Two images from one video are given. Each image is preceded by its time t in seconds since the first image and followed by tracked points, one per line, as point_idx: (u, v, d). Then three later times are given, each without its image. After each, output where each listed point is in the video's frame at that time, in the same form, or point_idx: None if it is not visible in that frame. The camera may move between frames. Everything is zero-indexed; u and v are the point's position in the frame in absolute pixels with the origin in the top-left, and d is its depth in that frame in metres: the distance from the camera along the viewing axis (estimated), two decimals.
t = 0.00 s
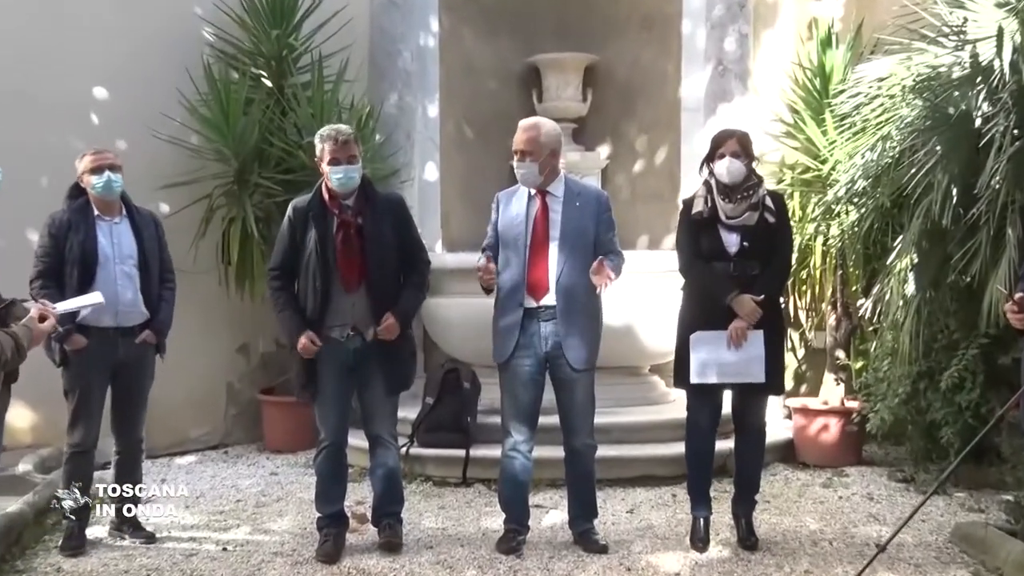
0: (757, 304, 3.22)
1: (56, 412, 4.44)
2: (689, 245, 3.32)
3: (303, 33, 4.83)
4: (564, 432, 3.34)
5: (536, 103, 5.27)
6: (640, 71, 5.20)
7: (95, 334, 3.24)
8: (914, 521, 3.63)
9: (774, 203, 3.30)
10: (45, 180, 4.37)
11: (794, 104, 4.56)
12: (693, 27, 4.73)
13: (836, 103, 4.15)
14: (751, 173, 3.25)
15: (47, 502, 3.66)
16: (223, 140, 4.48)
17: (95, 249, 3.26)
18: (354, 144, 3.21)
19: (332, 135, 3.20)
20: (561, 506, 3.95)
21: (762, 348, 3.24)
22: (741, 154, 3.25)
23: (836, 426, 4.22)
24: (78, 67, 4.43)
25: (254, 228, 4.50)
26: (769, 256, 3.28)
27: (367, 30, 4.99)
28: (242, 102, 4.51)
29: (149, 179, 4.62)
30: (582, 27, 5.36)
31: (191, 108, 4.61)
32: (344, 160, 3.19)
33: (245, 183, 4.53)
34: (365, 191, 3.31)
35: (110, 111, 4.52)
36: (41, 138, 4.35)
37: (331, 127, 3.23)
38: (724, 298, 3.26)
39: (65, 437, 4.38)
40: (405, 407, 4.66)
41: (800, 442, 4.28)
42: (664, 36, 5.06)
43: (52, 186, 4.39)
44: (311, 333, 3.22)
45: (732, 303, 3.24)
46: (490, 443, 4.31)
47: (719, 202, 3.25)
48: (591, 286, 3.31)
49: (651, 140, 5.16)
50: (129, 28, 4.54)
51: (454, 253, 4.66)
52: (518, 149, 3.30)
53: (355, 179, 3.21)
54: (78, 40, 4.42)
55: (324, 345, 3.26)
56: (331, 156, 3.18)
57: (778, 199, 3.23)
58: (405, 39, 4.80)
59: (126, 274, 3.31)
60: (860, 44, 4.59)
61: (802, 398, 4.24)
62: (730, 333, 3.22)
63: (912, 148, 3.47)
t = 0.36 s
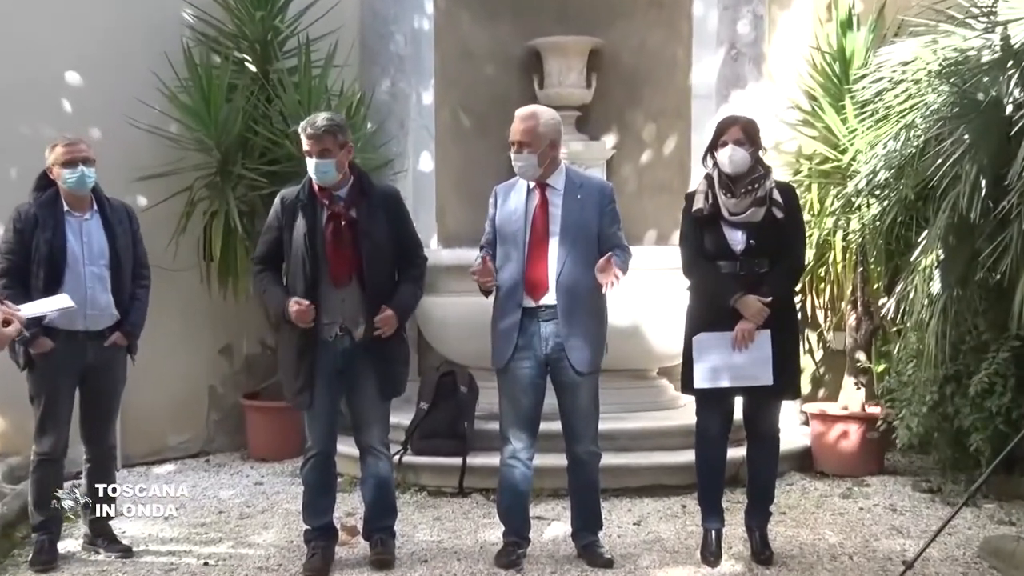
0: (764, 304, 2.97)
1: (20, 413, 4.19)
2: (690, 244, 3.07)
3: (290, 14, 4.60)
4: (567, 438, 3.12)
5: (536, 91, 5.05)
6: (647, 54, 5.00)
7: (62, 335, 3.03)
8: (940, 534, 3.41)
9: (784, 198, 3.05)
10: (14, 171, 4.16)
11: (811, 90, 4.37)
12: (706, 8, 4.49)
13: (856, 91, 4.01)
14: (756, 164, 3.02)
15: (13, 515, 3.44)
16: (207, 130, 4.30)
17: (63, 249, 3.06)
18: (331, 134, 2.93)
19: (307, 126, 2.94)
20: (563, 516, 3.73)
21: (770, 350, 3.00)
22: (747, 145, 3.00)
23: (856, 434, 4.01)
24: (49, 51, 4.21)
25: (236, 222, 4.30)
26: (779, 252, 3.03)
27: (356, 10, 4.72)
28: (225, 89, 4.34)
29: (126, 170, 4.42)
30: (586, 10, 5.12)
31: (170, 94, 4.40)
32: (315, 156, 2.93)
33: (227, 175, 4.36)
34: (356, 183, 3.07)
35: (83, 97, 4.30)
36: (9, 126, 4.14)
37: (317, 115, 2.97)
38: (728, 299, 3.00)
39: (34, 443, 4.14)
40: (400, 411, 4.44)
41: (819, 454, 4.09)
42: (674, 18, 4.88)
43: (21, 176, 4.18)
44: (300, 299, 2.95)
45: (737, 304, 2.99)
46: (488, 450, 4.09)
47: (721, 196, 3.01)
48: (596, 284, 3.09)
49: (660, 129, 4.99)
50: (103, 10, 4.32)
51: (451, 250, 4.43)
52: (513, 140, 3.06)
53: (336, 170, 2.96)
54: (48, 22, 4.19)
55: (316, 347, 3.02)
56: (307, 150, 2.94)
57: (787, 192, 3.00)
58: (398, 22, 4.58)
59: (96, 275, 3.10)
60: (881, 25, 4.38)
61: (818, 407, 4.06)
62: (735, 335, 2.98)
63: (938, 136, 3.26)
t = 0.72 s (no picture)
0: (763, 302, 2.92)
1: (13, 412, 4.14)
2: (688, 240, 3.02)
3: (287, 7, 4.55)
4: (567, 437, 3.07)
5: (536, 85, 4.99)
6: (649, 47, 4.94)
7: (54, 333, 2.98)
8: (945, 535, 3.36)
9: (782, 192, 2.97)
10: (5, 167, 4.09)
11: (816, 84, 4.32)
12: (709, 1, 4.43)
13: (862, 84, 3.93)
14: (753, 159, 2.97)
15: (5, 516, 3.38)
16: (202, 126, 4.25)
17: (57, 245, 3.00)
18: (339, 142, 2.88)
19: (314, 136, 2.86)
20: (563, 516, 3.68)
21: (770, 347, 2.94)
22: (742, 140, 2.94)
23: (859, 433, 3.97)
24: (40, 45, 4.15)
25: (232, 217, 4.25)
26: (779, 248, 2.98)
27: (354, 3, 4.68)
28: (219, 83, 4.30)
29: (120, 166, 4.37)
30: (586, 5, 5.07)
31: (164, 89, 4.36)
32: (329, 166, 2.89)
33: (222, 171, 4.32)
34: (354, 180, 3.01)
35: (75, 92, 4.24)
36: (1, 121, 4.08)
37: (321, 121, 2.88)
38: (727, 296, 2.95)
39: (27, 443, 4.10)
40: (399, 410, 4.40)
41: (822, 453, 4.05)
42: (676, 11, 4.84)
43: (12, 172, 4.11)
44: (288, 266, 2.90)
45: (736, 302, 2.93)
46: (487, 450, 4.04)
47: (719, 193, 2.95)
48: (595, 283, 3.04)
49: (660, 124, 4.92)
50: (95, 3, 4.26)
51: (450, 247, 4.38)
52: (512, 137, 2.99)
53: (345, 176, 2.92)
54: (39, 15, 4.13)
55: (309, 346, 2.98)
56: (316, 159, 2.88)
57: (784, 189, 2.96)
58: (395, 15, 4.52)
59: (91, 272, 3.05)
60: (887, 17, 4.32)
61: (823, 406, 4.01)
62: (734, 333, 2.93)
63: (943, 131, 3.21)
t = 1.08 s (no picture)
0: (760, 299, 2.92)
1: (12, 412, 4.14)
2: (687, 238, 3.01)
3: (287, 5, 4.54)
4: (566, 436, 3.07)
5: (536, 84, 4.99)
6: (649, 45, 4.94)
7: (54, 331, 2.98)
8: (945, 533, 3.36)
9: (780, 191, 2.98)
10: (3, 165, 4.09)
11: (816, 82, 4.32)
12: None
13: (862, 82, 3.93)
14: (751, 158, 2.97)
15: (5, 515, 3.38)
16: (201, 124, 4.25)
17: (56, 243, 3.00)
18: (360, 161, 2.88)
19: (338, 157, 2.84)
20: (563, 515, 3.68)
21: (767, 344, 2.94)
22: (736, 140, 2.92)
23: (859, 431, 3.97)
24: (38, 43, 4.14)
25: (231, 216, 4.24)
26: (776, 246, 2.98)
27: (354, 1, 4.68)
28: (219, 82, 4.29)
29: (118, 164, 4.36)
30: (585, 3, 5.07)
31: (163, 88, 4.35)
32: (348, 185, 2.89)
33: (221, 169, 4.32)
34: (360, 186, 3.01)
35: (74, 90, 4.24)
36: None
37: (340, 137, 2.86)
38: (724, 294, 2.95)
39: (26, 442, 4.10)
40: (398, 409, 4.39)
41: (822, 450, 4.04)
42: (676, 9, 4.83)
43: (10, 171, 4.10)
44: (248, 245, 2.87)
45: (733, 300, 2.94)
46: (487, 448, 4.04)
47: (716, 191, 2.95)
48: (594, 282, 3.04)
49: (660, 123, 4.92)
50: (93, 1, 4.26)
51: (449, 246, 4.37)
52: (511, 136, 2.99)
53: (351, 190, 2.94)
54: (37, 14, 4.12)
55: (306, 346, 2.96)
56: (333, 174, 2.87)
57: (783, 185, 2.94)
58: (395, 13, 4.52)
59: (90, 268, 3.05)
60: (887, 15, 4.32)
61: (823, 404, 4.01)
62: (731, 331, 2.93)
63: (943, 129, 3.22)
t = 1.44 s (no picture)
0: (759, 297, 2.92)
1: (10, 410, 4.14)
2: (685, 236, 3.01)
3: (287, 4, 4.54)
4: (566, 434, 3.07)
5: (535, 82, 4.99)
6: (648, 43, 4.94)
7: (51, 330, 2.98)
8: (943, 531, 3.36)
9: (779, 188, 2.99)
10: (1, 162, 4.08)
11: (815, 80, 4.32)
12: None
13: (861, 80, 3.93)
14: (749, 156, 2.97)
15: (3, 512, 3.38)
16: (200, 122, 4.25)
17: (53, 241, 3.00)
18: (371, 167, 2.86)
19: (352, 164, 2.81)
20: (562, 513, 3.68)
21: (767, 342, 2.94)
22: (734, 138, 2.92)
23: (858, 430, 3.98)
24: (36, 39, 4.14)
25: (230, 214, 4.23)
26: (775, 244, 2.98)
27: None
28: (218, 79, 4.29)
29: (117, 162, 4.36)
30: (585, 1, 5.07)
31: (162, 85, 4.35)
32: (356, 190, 2.88)
33: (220, 167, 4.31)
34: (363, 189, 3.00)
35: (73, 87, 4.24)
36: None
37: (353, 142, 2.82)
38: (722, 292, 2.95)
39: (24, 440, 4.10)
40: (397, 407, 4.39)
41: (820, 448, 4.05)
42: (675, 7, 4.83)
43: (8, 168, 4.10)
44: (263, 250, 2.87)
45: (732, 297, 2.94)
46: (486, 446, 4.04)
47: (714, 189, 2.95)
48: (594, 280, 3.04)
49: (659, 121, 4.92)
50: None
51: (448, 244, 4.37)
52: (512, 134, 2.99)
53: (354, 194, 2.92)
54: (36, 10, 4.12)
55: (307, 346, 2.95)
56: (345, 179, 2.84)
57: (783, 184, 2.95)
58: (394, 11, 4.51)
59: (87, 267, 3.05)
60: (886, 13, 4.32)
61: (822, 402, 4.01)
62: (730, 329, 2.93)
63: (942, 128, 3.21)
